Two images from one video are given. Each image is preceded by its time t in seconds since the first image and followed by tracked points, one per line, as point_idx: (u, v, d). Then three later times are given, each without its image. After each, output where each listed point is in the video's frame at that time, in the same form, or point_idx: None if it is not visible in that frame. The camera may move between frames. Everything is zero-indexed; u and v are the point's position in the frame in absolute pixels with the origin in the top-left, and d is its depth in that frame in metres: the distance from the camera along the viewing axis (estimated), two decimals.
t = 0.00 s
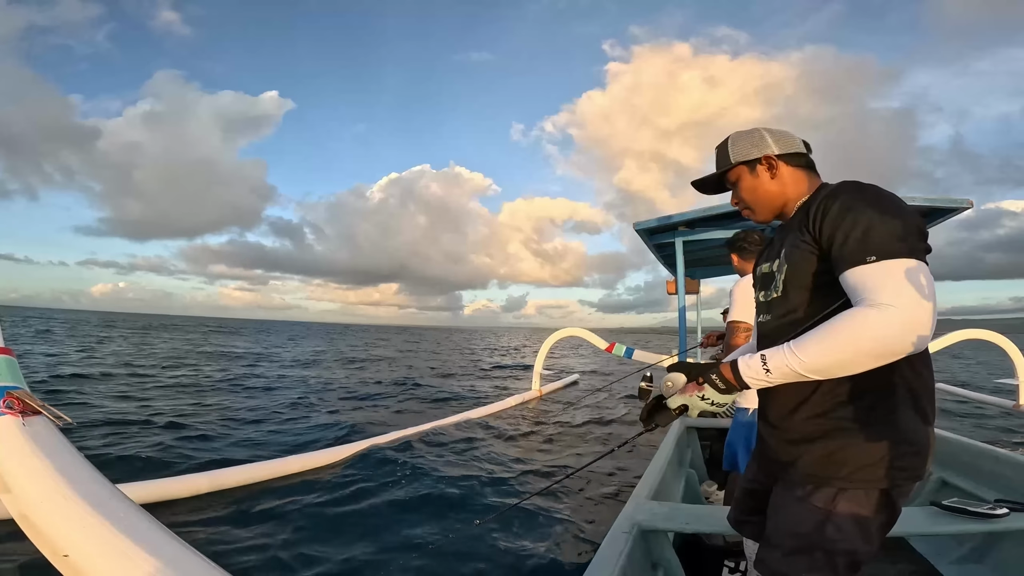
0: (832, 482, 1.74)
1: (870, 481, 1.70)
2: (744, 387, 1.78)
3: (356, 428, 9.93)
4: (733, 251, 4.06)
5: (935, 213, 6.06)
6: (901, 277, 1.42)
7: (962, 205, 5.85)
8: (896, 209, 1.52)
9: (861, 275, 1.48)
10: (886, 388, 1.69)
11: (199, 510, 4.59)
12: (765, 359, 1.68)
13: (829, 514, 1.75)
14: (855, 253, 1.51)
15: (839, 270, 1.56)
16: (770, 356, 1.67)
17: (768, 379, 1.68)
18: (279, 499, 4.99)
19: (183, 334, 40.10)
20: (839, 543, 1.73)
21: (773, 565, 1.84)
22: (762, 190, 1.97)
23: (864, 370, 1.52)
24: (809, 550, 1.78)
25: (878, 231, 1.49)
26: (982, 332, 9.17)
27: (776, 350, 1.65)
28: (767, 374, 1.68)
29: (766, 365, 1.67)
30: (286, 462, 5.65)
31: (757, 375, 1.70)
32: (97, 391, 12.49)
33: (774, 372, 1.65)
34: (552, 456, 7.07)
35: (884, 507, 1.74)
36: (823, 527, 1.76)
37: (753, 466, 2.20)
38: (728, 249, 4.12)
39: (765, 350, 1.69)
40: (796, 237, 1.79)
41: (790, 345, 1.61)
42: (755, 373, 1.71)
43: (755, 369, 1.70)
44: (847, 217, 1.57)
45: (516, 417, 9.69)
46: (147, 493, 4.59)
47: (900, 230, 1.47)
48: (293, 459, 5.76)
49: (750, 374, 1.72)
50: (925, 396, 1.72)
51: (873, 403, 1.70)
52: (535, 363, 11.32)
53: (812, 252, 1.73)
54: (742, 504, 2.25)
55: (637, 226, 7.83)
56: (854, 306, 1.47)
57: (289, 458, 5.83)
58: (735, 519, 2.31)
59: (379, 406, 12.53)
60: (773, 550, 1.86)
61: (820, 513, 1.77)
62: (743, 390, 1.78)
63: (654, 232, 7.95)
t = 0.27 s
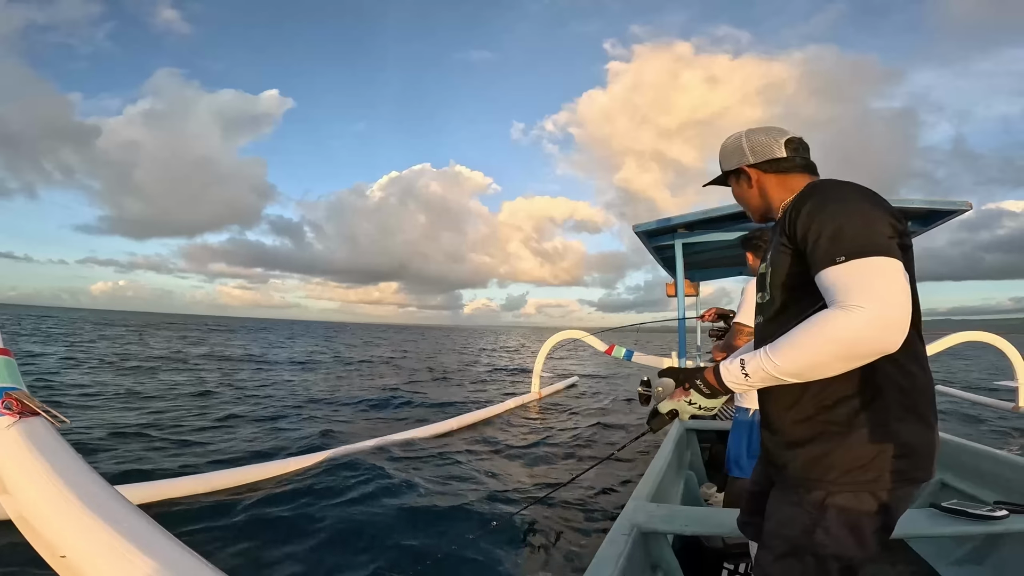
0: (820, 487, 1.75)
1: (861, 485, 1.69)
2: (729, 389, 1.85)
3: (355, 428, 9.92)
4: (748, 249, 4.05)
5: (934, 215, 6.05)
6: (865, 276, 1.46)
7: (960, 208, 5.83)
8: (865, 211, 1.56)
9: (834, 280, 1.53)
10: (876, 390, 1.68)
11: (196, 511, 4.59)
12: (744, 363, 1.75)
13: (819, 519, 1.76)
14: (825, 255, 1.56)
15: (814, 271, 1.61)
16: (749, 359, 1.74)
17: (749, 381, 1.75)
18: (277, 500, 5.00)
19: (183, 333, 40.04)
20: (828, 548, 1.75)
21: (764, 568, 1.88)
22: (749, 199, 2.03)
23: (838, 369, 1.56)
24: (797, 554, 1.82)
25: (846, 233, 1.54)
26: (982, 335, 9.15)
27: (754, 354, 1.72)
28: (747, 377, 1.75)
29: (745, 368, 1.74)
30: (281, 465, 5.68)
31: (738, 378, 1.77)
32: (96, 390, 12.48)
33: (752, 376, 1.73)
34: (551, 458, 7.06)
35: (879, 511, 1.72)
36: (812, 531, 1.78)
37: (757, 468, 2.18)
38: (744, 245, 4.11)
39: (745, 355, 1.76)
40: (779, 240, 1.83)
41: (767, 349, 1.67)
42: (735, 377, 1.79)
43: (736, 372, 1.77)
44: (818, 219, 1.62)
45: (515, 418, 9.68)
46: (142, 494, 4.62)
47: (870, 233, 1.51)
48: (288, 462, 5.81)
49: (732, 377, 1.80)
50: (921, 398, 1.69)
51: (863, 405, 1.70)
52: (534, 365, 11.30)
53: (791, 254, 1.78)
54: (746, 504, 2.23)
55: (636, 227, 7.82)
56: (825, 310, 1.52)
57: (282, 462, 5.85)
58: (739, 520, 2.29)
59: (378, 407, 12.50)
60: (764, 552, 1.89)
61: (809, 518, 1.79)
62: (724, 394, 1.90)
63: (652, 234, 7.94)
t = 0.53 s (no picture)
0: (817, 485, 1.64)
1: (854, 486, 1.60)
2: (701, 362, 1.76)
3: (347, 427, 9.87)
4: (731, 256, 3.94)
5: (917, 221, 5.91)
6: (866, 285, 1.37)
7: (941, 215, 5.66)
8: (874, 221, 1.46)
9: (828, 275, 1.44)
10: (869, 389, 1.60)
11: (179, 512, 4.51)
12: (722, 337, 1.65)
13: (813, 518, 1.64)
14: (826, 259, 1.46)
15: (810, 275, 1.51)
16: (729, 337, 1.63)
17: (722, 360, 1.65)
18: (260, 500, 4.93)
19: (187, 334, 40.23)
20: (822, 548, 1.62)
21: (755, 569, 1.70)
22: (762, 195, 1.84)
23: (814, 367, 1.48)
24: (791, 554, 1.66)
25: (855, 240, 1.43)
26: (974, 338, 9.04)
27: (733, 332, 1.62)
28: (722, 354, 1.64)
29: (722, 345, 1.64)
30: (264, 462, 5.59)
31: (713, 354, 1.67)
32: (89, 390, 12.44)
33: (729, 353, 1.62)
34: (541, 458, 6.97)
35: (870, 513, 1.62)
36: (807, 531, 1.65)
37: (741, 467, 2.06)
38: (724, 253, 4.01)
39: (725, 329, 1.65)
40: (782, 242, 1.71)
41: (747, 329, 1.57)
42: (712, 351, 1.68)
43: (713, 346, 1.67)
44: (829, 225, 1.50)
45: (508, 418, 9.59)
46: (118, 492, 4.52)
47: (874, 240, 1.42)
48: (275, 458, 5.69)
49: (707, 350, 1.69)
50: (912, 402, 1.62)
51: (855, 402, 1.61)
52: (526, 366, 11.22)
53: (791, 256, 1.66)
54: (727, 504, 2.11)
55: (625, 231, 7.67)
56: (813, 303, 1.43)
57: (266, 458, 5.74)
58: (719, 521, 2.15)
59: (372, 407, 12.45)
60: (755, 553, 1.72)
61: (804, 517, 1.65)
62: (698, 363, 1.77)
63: (640, 237, 7.81)
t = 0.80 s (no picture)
0: (813, 485, 1.65)
1: (851, 485, 1.60)
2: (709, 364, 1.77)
3: (347, 427, 9.87)
4: (727, 255, 3.93)
5: (918, 220, 5.90)
6: (872, 289, 1.37)
7: (942, 212, 5.65)
8: (880, 220, 1.46)
9: (832, 278, 1.44)
10: (868, 388, 1.60)
11: (181, 515, 4.50)
12: (728, 341, 1.65)
13: (810, 516, 1.65)
14: (831, 260, 1.46)
15: (817, 276, 1.51)
16: (735, 340, 1.64)
17: (729, 363, 1.66)
18: (261, 501, 4.94)
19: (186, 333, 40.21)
20: (818, 546, 1.63)
21: (753, 567, 1.72)
22: (772, 190, 1.84)
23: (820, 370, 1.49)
24: (788, 552, 1.68)
25: (861, 241, 1.43)
26: (974, 337, 9.04)
27: (740, 335, 1.62)
28: (728, 357, 1.65)
29: (729, 348, 1.65)
30: (267, 464, 5.64)
31: (720, 356, 1.67)
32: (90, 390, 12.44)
33: (735, 356, 1.63)
34: (542, 458, 6.97)
35: (867, 511, 1.62)
36: (804, 529, 1.66)
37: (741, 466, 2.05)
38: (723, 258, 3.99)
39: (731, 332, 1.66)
40: (787, 239, 1.71)
41: (754, 332, 1.58)
42: (718, 354, 1.69)
43: (720, 349, 1.67)
44: (835, 225, 1.50)
45: (508, 418, 9.60)
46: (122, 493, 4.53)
47: (879, 242, 1.42)
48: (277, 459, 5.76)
49: (714, 353, 1.70)
50: (910, 401, 1.62)
51: (853, 401, 1.61)
52: (526, 365, 11.22)
53: (797, 255, 1.66)
54: (728, 503, 2.11)
55: (625, 230, 7.66)
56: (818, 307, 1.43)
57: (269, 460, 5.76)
58: (721, 519, 2.16)
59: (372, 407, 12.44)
60: (753, 551, 1.75)
61: (801, 515, 1.66)
62: (705, 366, 1.82)
63: (640, 236, 7.80)
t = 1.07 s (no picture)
0: (832, 483, 1.64)
1: (869, 483, 1.60)
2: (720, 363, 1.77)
3: (348, 427, 9.85)
4: (727, 254, 3.92)
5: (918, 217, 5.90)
6: (891, 302, 1.37)
7: (941, 209, 5.65)
8: (903, 230, 1.46)
9: (850, 287, 1.44)
10: (885, 389, 1.60)
11: (186, 520, 4.49)
12: (742, 343, 1.66)
13: (831, 514, 1.63)
14: (852, 268, 1.46)
15: (835, 283, 1.51)
16: (748, 343, 1.64)
17: (741, 365, 1.66)
18: (263, 505, 4.92)
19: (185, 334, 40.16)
20: (839, 543, 1.61)
21: (773, 566, 1.70)
22: (787, 187, 1.84)
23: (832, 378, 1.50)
24: (808, 550, 1.65)
25: (882, 251, 1.42)
26: (976, 335, 9.03)
27: (754, 338, 1.62)
28: (741, 359, 1.66)
29: (742, 351, 1.65)
30: (271, 471, 5.66)
31: (732, 358, 1.68)
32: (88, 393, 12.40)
33: (748, 359, 1.63)
34: (544, 460, 6.96)
35: (885, 508, 1.62)
36: (825, 527, 1.64)
37: (750, 466, 2.04)
38: (723, 255, 3.98)
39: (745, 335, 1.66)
40: (804, 242, 1.71)
41: (768, 337, 1.58)
42: (730, 356, 1.69)
43: (733, 352, 1.68)
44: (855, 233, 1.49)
45: (510, 420, 9.59)
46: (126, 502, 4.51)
47: (899, 253, 1.41)
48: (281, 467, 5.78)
49: (726, 354, 1.70)
50: (926, 402, 1.62)
51: (871, 401, 1.61)
52: (527, 367, 11.20)
53: (814, 258, 1.66)
54: (738, 504, 2.10)
55: (625, 232, 7.66)
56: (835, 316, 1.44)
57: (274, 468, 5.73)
58: (731, 520, 2.15)
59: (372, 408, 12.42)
60: (772, 550, 1.73)
61: (820, 513, 1.65)
62: (715, 365, 1.81)
63: (640, 237, 7.79)
